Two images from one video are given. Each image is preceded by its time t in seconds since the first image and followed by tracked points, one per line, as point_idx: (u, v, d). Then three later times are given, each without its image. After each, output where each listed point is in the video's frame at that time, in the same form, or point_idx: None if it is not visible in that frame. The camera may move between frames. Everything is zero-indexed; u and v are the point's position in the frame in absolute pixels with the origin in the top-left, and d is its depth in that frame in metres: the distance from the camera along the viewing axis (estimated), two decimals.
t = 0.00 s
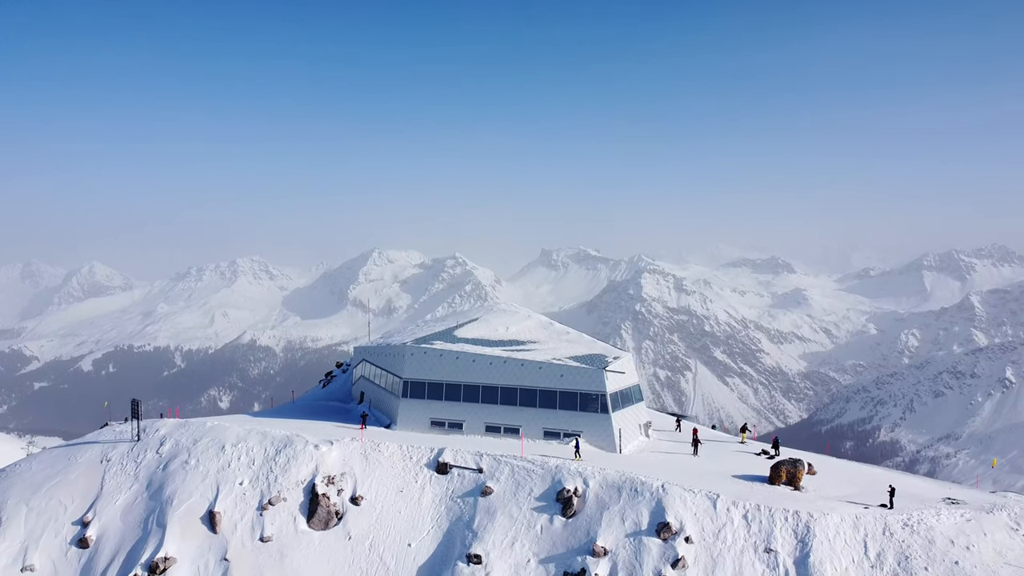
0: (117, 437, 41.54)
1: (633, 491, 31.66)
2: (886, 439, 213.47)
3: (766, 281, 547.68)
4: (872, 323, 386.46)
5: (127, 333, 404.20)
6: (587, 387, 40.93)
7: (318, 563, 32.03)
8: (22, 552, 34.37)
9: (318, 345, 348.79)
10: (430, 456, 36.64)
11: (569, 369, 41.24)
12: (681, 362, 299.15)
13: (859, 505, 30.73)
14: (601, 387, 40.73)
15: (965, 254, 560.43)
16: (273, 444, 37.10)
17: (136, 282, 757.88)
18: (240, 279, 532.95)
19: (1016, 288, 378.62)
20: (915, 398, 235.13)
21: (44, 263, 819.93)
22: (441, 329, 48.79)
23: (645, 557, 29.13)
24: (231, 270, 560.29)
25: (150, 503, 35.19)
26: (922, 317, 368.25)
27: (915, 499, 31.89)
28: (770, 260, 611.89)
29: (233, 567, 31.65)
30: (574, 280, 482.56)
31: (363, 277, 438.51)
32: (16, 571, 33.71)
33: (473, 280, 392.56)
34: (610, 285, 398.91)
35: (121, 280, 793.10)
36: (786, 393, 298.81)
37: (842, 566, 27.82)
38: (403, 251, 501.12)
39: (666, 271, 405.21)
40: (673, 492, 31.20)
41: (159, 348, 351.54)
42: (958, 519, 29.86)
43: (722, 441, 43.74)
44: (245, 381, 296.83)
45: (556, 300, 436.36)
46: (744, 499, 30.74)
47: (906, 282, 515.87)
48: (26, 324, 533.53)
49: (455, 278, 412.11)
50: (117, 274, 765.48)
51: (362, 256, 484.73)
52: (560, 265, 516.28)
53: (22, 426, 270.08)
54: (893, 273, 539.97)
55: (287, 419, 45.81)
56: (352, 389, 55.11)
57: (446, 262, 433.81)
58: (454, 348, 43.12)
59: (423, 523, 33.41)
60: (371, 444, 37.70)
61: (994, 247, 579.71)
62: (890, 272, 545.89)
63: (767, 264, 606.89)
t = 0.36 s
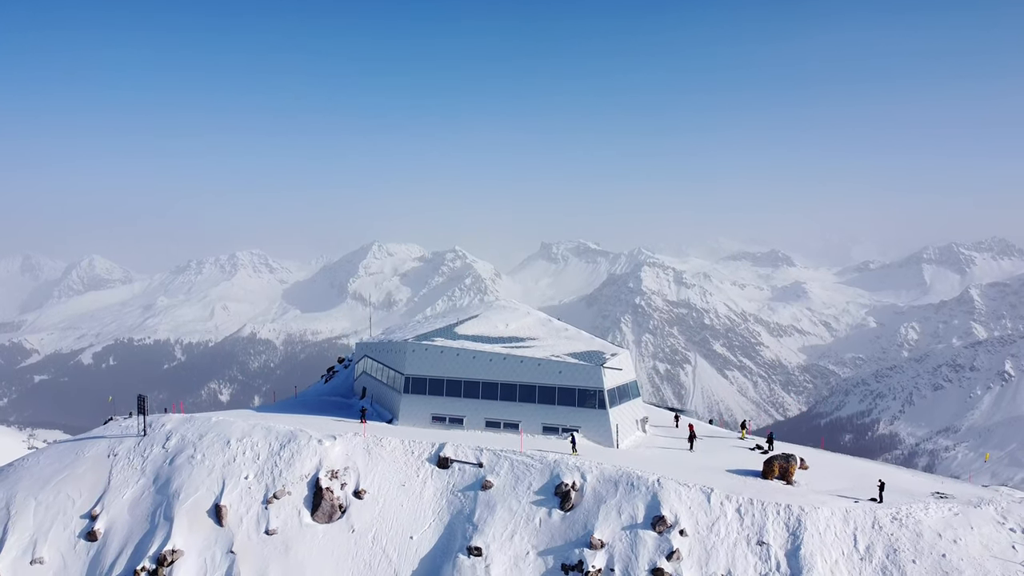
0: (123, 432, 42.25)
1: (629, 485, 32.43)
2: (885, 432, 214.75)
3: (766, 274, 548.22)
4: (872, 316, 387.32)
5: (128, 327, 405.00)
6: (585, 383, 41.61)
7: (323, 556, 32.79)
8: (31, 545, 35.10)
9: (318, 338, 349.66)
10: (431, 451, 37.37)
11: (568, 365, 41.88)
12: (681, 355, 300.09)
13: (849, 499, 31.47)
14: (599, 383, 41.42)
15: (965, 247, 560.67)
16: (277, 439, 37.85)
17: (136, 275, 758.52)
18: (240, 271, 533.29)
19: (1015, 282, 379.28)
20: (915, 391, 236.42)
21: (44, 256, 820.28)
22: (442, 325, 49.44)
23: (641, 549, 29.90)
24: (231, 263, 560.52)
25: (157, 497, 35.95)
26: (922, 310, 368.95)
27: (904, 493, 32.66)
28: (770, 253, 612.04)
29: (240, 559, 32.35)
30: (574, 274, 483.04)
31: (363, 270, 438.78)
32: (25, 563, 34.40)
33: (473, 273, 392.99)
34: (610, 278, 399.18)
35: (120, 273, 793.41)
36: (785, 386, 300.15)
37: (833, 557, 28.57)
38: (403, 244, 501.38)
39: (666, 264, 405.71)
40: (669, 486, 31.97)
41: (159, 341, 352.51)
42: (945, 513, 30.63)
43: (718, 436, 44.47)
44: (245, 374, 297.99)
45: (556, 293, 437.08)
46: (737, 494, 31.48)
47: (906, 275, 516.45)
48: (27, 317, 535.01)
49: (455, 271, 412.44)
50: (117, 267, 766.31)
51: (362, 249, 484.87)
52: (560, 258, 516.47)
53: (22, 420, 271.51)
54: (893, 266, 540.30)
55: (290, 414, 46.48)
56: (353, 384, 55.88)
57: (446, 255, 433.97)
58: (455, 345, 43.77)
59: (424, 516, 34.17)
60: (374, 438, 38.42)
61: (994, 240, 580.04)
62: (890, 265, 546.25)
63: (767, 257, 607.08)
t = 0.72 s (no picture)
0: (129, 428, 43.01)
1: (625, 479, 33.28)
2: (884, 425, 215.92)
3: (766, 268, 548.82)
4: (871, 310, 388.30)
5: (127, 320, 405.68)
6: (583, 379, 42.31)
7: (327, 548, 33.52)
8: (40, 538, 35.83)
9: (318, 331, 350.32)
10: (432, 445, 38.16)
11: (565, 362, 42.60)
12: (681, 349, 301.06)
13: (840, 493, 32.28)
14: (597, 379, 42.14)
15: (965, 241, 561.18)
16: (282, 434, 38.64)
17: (135, 269, 758.57)
18: (240, 265, 533.37)
19: (1014, 275, 379.72)
20: (914, 384, 237.76)
21: (43, 250, 819.95)
22: (442, 322, 50.11)
23: (637, 541, 30.65)
24: (230, 256, 560.51)
25: (164, 491, 36.72)
26: (921, 303, 369.68)
27: (895, 488, 33.35)
28: (770, 247, 612.06)
29: (246, 551, 33.05)
30: (573, 267, 483.21)
31: (363, 264, 438.89)
32: (35, 556, 35.09)
33: (473, 266, 393.28)
34: (610, 271, 399.34)
35: (120, 267, 793.49)
36: (785, 379, 301.54)
37: (823, 550, 29.32)
38: (402, 238, 501.58)
39: (666, 258, 406.06)
40: (664, 480, 32.78)
41: (159, 335, 353.33)
42: (933, 507, 31.39)
43: (715, 431, 45.20)
44: (245, 368, 299.03)
45: (556, 287, 437.79)
46: (731, 487, 32.31)
47: (906, 269, 517.31)
48: (27, 310, 535.62)
49: (455, 264, 412.57)
50: (116, 260, 767.04)
51: (362, 243, 484.95)
52: (560, 252, 516.55)
53: (23, 413, 272.75)
54: (893, 260, 540.83)
55: (294, 409, 47.32)
56: (355, 379, 56.64)
57: (445, 249, 433.92)
58: (455, 341, 44.51)
59: (426, 509, 34.94)
60: (376, 433, 39.21)
61: (994, 234, 580.70)
62: (890, 258, 546.79)
63: (767, 251, 607.20)
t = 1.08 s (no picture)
0: (135, 422, 43.79)
1: (622, 473, 34.04)
2: (883, 418, 217.18)
3: (766, 261, 549.51)
4: (871, 303, 389.27)
5: (128, 313, 406.47)
6: (581, 375, 43.05)
7: (331, 541, 34.26)
8: (49, 532, 36.52)
9: (319, 325, 351.19)
10: (434, 440, 38.94)
11: (564, 358, 43.30)
12: (680, 342, 302.06)
13: (832, 487, 33.07)
14: (595, 376, 42.88)
15: (965, 234, 561.47)
16: (286, 430, 39.44)
17: (135, 262, 759.70)
18: (240, 259, 533.74)
19: (1014, 269, 380.43)
20: (913, 377, 239.22)
21: (43, 243, 820.49)
22: (443, 319, 50.79)
23: (634, 534, 31.43)
24: (230, 250, 560.82)
25: (171, 485, 37.49)
26: (920, 297, 370.43)
27: (885, 482, 34.17)
28: (770, 240, 612.54)
29: (251, 544, 33.82)
30: (573, 261, 483.73)
31: (362, 257, 439.26)
32: (44, 549, 35.80)
33: (473, 260, 393.72)
34: (610, 265, 399.79)
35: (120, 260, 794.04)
36: (784, 372, 302.86)
37: (814, 543, 30.10)
38: (402, 232, 502.05)
39: (666, 251, 406.55)
40: (660, 474, 33.60)
41: (159, 328, 354.21)
42: (922, 501, 32.18)
43: (711, 427, 45.95)
44: (245, 361, 300.04)
45: (556, 280, 438.40)
46: (724, 481, 33.11)
47: (906, 262, 517.77)
48: (27, 304, 536.34)
49: (455, 258, 413.07)
50: (116, 253, 767.39)
51: (362, 236, 485.33)
52: (560, 245, 516.89)
53: (24, 406, 274.04)
54: (893, 253, 541.43)
55: (297, 405, 48.01)
56: (357, 375, 57.40)
57: (446, 243, 434.27)
58: (456, 338, 45.16)
59: (428, 503, 35.71)
60: (378, 429, 39.94)
61: (994, 227, 581.05)
62: (890, 252, 547.38)
63: (767, 244, 607.56)
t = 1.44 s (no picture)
0: (141, 418, 44.57)
1: (619, 467, 34.83)
2: (882, 412, 218.21)
3: (765, 255, 549.84)
4: (870, 297, 389.70)
5: (127, 307, 406.86)
6: (579, 372, 43.77)
7: (336, 532, 35.05)
8: (58, 526, 37.25)
9: (318, 318, 351.70)
10: (435, 435, 39.68)
11: (563, 355, 43.95)
12: (680, 336, 302.89)
13: (823, 481, 33.89)
14: (592, 372, 43.61)
15: (965, 228, 561.53)
16: (290, 425, 40.26)
17: (135, 256, 759.71)
18: (240, 252, 533.70)
19: (1014, 263, 380.77)
20: (913, 371, 240.18)
21: (43, 237, 820.21)
22: (444, 316, 51.43)
23: (630, 527, 32.22)
24: (230, 244, 560.66)
25: (178, 479, 38.31)
26: (920, 291, 371.01)
27: (876, 477, 34.97)
28: (770, 234, 612.53)
29: (257, 537, 34.58)
30: (573, 254, 483.85)
31: (362, 251, 439.28)
32: (53, 542, 36.51)
33: (473, 254, 393.73)
34: (609, 259, 399.91)
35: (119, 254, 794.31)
36: (783, 366, 303.80)
37: (806, 536, 30.89)
38: (402, 226, 501.87)
39: (666, 245, 406.59)
40: (657, 468, 34.35)
41: (159, 322, 354.72)
42: (911, 494, 32.98)
43: (708, 422, 46.67)
44: (245, 355, 300.72)
45: (556, 274, 438.73)
46: (719, 476, 33.86)
47: (905, 256, 517.99)
48: (27, 298, 536.79)
49: (454, 252, 413.04)
50: (116, 247, 767.79)
51: (361, 230, 485.17)
52: (559, 239, 516.86)
53: (24, 400, 275.02)
54: (893, 247, 541.59)
55: (300, 400, 48.69)
56: (359, 371, 58.22)
57: (445, 236, 434.12)
58: (457, 335, 45.78)
59: (429, 497, 36.49)
60: (380, 424, 40.71)
61: (994, 221, 581.11)
62: (889, 245, 547.55)
63: (766, 238, 607.66)
